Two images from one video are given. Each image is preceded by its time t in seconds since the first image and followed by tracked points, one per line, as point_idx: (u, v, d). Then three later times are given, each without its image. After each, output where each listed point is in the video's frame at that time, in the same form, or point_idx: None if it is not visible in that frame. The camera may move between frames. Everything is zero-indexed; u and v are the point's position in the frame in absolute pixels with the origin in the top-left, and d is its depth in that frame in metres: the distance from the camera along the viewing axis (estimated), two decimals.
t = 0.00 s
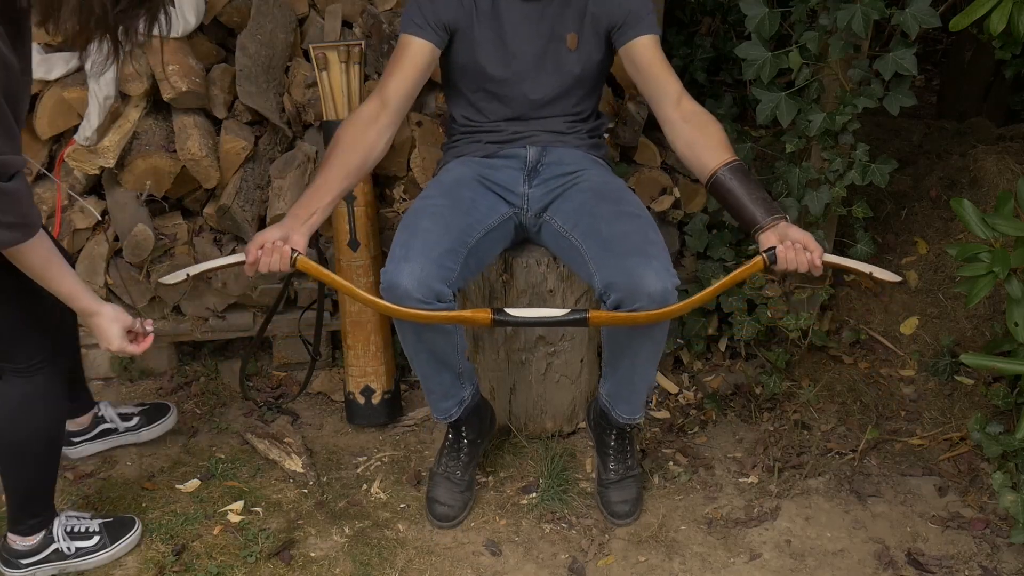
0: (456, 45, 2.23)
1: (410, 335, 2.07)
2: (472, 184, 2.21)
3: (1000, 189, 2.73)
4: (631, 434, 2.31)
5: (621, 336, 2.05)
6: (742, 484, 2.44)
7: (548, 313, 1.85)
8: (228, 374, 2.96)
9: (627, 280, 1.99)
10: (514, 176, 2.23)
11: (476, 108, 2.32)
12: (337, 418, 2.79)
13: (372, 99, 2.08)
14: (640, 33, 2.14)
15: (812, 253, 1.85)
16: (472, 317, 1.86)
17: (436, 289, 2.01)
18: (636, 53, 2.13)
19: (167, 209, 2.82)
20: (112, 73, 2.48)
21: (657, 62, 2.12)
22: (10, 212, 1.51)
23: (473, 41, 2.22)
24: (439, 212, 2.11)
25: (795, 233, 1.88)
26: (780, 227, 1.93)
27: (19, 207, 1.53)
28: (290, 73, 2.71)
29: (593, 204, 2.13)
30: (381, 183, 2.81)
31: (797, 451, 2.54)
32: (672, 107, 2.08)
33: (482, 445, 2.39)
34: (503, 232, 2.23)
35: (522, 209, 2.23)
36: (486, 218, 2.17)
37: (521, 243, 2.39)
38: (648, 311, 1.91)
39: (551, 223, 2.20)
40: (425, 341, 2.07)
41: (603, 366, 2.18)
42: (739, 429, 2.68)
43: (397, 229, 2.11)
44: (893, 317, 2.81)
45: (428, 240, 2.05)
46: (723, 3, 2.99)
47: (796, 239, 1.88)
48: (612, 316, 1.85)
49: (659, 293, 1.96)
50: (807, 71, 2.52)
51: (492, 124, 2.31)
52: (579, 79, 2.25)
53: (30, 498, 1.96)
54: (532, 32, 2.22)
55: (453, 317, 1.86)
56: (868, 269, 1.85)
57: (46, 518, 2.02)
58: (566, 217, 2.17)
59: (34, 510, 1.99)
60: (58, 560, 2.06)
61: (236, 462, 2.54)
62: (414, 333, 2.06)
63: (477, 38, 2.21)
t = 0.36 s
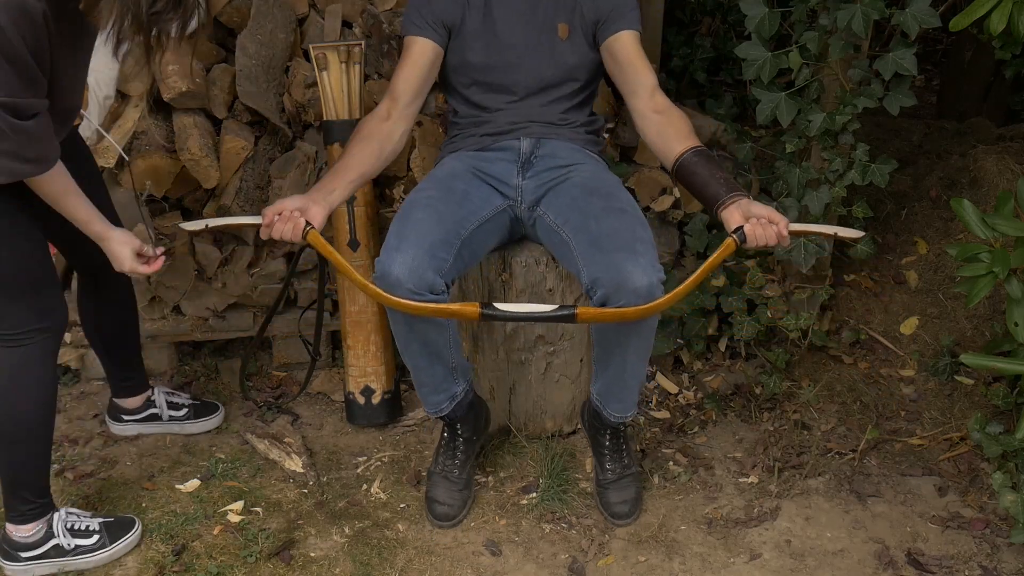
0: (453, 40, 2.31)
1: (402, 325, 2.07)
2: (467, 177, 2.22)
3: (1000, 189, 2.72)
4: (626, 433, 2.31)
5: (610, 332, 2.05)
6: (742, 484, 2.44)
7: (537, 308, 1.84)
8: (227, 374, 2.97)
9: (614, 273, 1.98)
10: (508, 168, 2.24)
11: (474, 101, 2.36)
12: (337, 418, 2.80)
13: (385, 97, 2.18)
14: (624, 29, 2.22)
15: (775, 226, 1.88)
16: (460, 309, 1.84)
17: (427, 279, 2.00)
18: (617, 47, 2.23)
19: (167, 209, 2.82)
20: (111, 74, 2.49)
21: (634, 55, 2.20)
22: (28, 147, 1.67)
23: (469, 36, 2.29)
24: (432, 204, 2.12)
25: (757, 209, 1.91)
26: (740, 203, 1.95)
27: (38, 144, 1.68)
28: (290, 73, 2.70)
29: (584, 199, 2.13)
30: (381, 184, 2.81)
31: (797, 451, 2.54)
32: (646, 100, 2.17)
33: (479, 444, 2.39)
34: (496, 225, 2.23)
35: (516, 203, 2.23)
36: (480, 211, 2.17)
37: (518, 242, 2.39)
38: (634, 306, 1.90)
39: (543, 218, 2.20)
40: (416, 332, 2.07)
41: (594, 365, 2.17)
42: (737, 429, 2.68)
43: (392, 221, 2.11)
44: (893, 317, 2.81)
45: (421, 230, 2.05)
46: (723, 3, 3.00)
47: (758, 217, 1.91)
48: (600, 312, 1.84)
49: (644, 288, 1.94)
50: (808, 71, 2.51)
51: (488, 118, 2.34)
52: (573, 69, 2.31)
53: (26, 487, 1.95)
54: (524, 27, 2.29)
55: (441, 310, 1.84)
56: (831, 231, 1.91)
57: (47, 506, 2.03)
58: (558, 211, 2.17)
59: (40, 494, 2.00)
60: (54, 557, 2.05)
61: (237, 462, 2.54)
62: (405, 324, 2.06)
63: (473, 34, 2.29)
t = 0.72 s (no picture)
0: (449, 44, 2.34)
1: (402, 323, 2.07)
2: (467, 173, 2.22)
3: (1000, 189, 2.72)
4: (623, 432, 2.31)
5: (608, 331, 2.06)
6: (742, 484, 2.44)
7: (536, 307, 1.84)
8: (227, 374, 2.97)
9: (612, 270, 1.97)
10: (507, 164, 2.24)
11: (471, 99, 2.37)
12: (337, 418, 2.80)
13: (397, 105, 2.23)
14: (611, 31, 2.25)
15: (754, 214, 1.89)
16: (459, 307, 1.83)
17: (428, 275, 2.00)
18: (602, 49, 2.25)
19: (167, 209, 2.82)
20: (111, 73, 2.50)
21: (618, 57, 2.22)
22: (71, 109, 1.72)
23: (464, 40, 2.33)
24: (432, 200, 2.11)
25: (735, 201, 1.92)
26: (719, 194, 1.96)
27: (82, 108, 1.73)
28: (290, 73, 2.70)
29: (581, 196, 2.13)
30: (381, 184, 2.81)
31: (797, 451, 2.54)
32: (629, 101, 2.19)
33: (479, 443, 2.39)
34: (496, 222, 2.22)
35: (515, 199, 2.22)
36: (479, 207, 2.17)
37: (518, 241, 2.38)
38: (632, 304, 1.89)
39: (541, 213, 2.19)
40: (416, 330, 2.07)
41: (590, 365, 2.18)
42: (737, 429, 2.68)
43: (392, 218, 2.12)
44: (893, 317, 2.81)
45: (421, 226, 2.05)
46: (722, 4, 3.01)
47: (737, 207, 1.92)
48: (599, 310, 1.84)
49: (641, 286, 1.95)
50: (807, 71, 2.51)
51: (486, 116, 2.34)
52: (567, 68, 2.33)
53: (22, 451, 2.05)
54: (517, 30, 2.32)
55: (441, 308, 1.84)
56: (807, 215, 1.94)
57: (49, 477, 2.10)
58: (556, 207, 2.16)
59: (38, 464, 2.07)
60: (42, 528, 2.11)
61: (237, 462, 2.54)
62: (405, 322, 2.06)
63: (469, 38, 2.33)
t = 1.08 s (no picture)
0: (450, 44, 2.35)
1: (401, 322, 2.08)
2: (466, 172, 2.22)
3: (1000, 189, 2.72)
4: (622, 432, 2.31)
5: (607, 331, 2.06)
6: (742, 484, 2.44)
7: (535, 305, 1.84)
8: (227, 374, 2.97)
9: (610, 269, 1.97)
10: (507, 163, 2.24)
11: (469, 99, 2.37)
12: (337, 418, 2.80)
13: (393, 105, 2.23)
14: (610, 30, 2.25)
15: (754, 214, 1.89)
16: (459, 306, 1.84)
17: (427, 273, 2.00)
18: (603, 46, 2.25)
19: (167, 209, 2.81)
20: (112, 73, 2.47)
21: (619, 54, 2.23)
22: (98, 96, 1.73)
23: (465, 40, 2.34)
24: (431, 198, 2.12)
25: (736, 201, 1.92)
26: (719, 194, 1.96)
27: (108, 95, 1.74)
28: (290, 74, 2.70)
29: (581, 195, 2.13)
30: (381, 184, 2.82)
31: (797, 451, 2.54)
32: (630, 98, 2.19)
33: (479, 443, 2.39)
34: (496, 220, 2.22)
35: (514, 197, 2.22)
36: (478, 205, 2.17)
37: (518, 240, 2.38)
38: (629, 303, 1.90)
39: (541, 212, 2.19)
40: (415, 328, 2.08)
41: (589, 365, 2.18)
42: (736, 429, 2.68)
43: (392, 217, 2.12)
44: (893, 317, 2.81)
45: (421, 225, 2.05)
46: (722, 4, 3.02)
47: (736, 206, 1.92)
48: (597, 309, 1.84)
49: (639, 285, 1.95)
50: (807, 71, 2.51)
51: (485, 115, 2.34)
52: (566, 68, 2.33)
53: (29, 443, 2.05)
54: (516, 30, 2.33)
55: (440, 306, 1.85)
56: (807, 216, 1.95)
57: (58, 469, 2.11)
58: (555, 206, 2.16)
59: (46, 457, 2.08)
60: (46, 519, 2.12)
61: (237, 462, 2.54)
62: (404, 320, 2.07)
63: (468, 37, 2.33)
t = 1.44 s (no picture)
0: (451, 43, 2.35)
1: (395, 319, 2.08)
2: (464, 170, 2.22)
3: (1000, 189, 2.72)
4: (621, 432, 2.30)
5: (601, 332, 2.06)
6: (742, 484, 2.44)
7: (527, 303, 1.84)
8: (227, 374, 2.97)
9: (603, 269, 1.97)
10: (505, 161, 2.24)
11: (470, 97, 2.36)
12: (337, 418, 2.80)
13: (392, 102, 2.23)
14: (612, 29, 2.25)
15: (753, 218, 1.89)
16: (451, 305, 1.84)
17: (421, 271, 2.00)
18: (606, 45, 2.25)
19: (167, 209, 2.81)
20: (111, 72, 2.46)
21: (622, 53, 2.23)
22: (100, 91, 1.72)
23: (466, 39, 2.34)
24: (428, 196, 2.12)
25: (735, 204, 1.92)
26: (719, 197, 1.97)
27: (110, 92, 1.73)
28: (290, 74, 2.71)
29: (577, 194, 2.13)
30: (381, 184, 2.82)
31: (797, 451, 2.54)
32: (633, 97, 2.19)
33: (478, 442, 2.39)
34: (493, 219, 2.23)
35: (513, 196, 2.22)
36: (476, 204, 2.17)
37: (518, 240, 2.38)
38: (621, 303, 1.90)
39: (538, 212, 2.19)
40: (410, 326, 2.08)
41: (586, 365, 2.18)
42: (736, 429, 2.68)
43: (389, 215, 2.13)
44: (893, 317, 2.82)
45: (416, 222, 2.05)
46: (722, 4, 3.02)
47: (736, 210, 1.93)
48: (589, 309, 1.84)
49: (632, 286, 1.94)
50: (807, 70, 2.51)
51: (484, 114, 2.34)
52: (567, 68, 2.33)
53: (31, 443, 2.06)
54: (518, 30, 2.33)
55: (432, 304, 1.85)
56: (807, 220, 1.94)
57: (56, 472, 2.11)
58: (553, 205, 2.16)
59: (47, 456, 2.08)
60: (47, 518, 2.13)
61: (237, 462, 2.54)
62: (398, 318, 2.07)
63: (470, 37, 2.34)
